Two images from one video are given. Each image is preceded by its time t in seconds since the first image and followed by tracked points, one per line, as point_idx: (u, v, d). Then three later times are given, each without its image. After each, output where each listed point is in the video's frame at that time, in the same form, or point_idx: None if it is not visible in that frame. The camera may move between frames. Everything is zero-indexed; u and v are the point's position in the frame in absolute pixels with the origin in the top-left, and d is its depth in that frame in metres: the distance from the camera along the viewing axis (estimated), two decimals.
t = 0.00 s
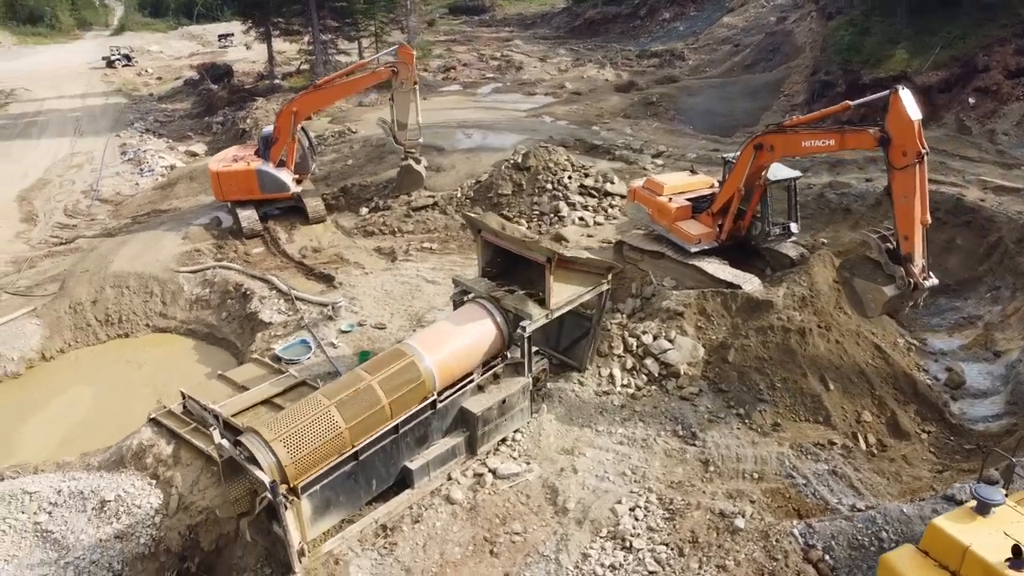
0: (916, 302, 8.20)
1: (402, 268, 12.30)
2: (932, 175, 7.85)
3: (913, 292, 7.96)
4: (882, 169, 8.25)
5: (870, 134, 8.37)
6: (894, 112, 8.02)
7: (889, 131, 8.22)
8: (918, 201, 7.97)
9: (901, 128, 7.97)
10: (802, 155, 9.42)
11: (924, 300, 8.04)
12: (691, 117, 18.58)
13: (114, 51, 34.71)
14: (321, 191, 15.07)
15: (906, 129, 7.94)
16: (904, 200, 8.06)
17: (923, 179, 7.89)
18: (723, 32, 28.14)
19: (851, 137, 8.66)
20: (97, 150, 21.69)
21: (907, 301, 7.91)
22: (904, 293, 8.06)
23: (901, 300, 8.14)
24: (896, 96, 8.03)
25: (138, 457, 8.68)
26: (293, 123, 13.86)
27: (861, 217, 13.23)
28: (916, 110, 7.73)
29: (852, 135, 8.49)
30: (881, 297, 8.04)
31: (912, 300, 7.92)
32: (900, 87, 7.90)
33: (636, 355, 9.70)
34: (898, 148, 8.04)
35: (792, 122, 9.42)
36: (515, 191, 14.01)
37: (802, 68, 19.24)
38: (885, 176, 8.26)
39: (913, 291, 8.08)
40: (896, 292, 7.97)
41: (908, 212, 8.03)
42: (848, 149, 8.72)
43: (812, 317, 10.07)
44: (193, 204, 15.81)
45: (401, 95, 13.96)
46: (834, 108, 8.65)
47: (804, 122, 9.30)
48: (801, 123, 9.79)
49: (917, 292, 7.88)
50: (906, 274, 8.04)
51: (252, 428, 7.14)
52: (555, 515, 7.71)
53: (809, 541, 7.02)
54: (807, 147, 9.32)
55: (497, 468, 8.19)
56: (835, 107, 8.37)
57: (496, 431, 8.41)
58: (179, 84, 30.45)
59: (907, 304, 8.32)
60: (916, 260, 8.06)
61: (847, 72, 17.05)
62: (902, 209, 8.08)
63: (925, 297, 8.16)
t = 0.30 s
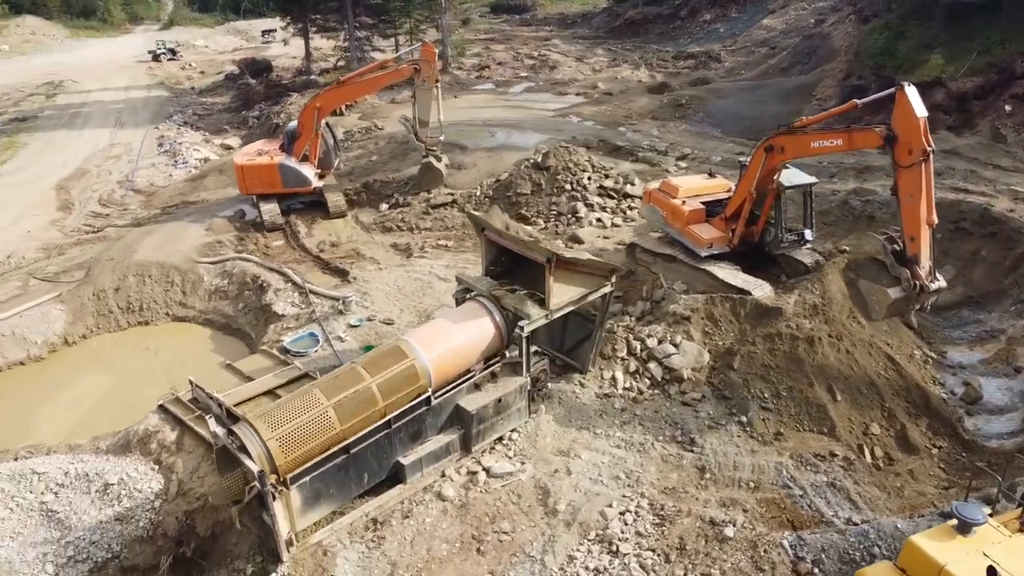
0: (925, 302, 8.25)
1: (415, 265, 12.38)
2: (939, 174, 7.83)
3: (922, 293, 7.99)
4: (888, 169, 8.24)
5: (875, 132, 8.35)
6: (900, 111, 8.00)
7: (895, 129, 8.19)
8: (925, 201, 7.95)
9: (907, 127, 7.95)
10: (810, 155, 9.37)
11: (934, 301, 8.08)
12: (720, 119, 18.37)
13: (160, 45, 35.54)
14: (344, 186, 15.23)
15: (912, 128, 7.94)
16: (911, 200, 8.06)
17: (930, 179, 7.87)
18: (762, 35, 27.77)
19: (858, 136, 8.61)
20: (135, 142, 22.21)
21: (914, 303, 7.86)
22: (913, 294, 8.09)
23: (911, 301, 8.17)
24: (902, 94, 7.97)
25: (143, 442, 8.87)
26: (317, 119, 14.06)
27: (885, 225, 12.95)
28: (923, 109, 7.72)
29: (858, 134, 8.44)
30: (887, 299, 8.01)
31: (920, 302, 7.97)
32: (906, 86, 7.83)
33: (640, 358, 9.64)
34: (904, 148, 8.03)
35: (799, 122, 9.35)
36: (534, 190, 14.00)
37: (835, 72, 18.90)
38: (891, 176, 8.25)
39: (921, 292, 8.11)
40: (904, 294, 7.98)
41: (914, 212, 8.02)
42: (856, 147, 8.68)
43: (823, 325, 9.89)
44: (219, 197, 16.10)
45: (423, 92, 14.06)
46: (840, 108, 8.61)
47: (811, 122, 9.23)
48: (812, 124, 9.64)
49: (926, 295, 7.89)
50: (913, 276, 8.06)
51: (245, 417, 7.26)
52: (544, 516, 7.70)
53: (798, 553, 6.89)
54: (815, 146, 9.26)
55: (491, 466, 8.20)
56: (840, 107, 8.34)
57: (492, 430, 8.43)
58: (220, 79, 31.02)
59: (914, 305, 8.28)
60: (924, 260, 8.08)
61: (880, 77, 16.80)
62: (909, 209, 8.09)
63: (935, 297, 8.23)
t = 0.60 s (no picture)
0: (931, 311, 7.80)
1: (430, 261, 12.46)
2: (943, 172, 7.53)
3: (924, 298, 7.53)
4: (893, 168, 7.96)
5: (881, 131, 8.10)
6: (903, 107, 7.77)
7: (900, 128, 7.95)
8: (929, 200, 7.63)
9: (911, 123, 7.70)
10: (819, 156, 9.12)
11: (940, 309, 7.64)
12: (750, 122, 18.13)
13: (206, 40, 36.29)
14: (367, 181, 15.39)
15: (916, 125, 7.68)
16: (915, 199, 7.74)
17: (933, 177, 7.58)
18: (803, 37, 27.32)
19: (865, 135, 8.37)
20: (174, 134, 22.72)
21: (916, 307, 7.51)
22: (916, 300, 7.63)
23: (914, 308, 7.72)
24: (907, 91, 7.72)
25: (150, 427, 9.10)
26: (341, 115, 14.22)
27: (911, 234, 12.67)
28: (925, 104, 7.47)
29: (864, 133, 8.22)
30: (887, 301, 7.59)
31: (922, 307, 7.53)
32: (909, 82, 7.59)
33: (644, 362, 9.57)
34: (908, 145, 7.77)
35: (809, 122, 9.15)
36: (554, 190, 13.98)
37: (872, 76, 18.52)
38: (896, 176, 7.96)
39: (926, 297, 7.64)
40: (904, 298, 7.58)
41: (917, 212, 7.70)
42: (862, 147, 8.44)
43: (833, 335, 9.70)
44: (247, 190, 16.40)
45: (445, 90, 14.12)
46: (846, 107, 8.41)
47: (820, 122, 9.04)
48: (823, 123, 9.45)
49: (928, 298, 7.46)
50: (915, 278, 7.61)
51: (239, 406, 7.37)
52: (533, 516, 7.70)
53: (786, 564, 6.78)
54: (824, 147, 9.02)
55: (485, 464, 8.22)
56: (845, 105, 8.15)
57: (488, 428, 8.45)
58: (261, 73, 31.58)
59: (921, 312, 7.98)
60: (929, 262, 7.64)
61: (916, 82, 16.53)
62: (913, 209, 7.76)
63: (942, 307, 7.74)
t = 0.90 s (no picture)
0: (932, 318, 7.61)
1: (446, 258, 12.52)
2: (943, 172, 7.37)
3: (922, 302, 7.33)
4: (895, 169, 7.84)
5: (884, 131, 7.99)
6: (904, 106, 7.67)
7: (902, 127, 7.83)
8: (929, 201, 7.48)
9: (912, 122, 7.59)
10: (826, 158, 8.98)
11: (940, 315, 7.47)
12: (783, 126, 17.84)
13: (253, 35, 36.98)
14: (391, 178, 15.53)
15: (917, 124, 7.57)
16: (915, 200, 7.60)
17: (932, 176, 7.43)
18: (847, 41, 26.78)
19: (869, 135, 8.27)
20: (213, 126, 23.19)
21: (914, 311, 7.33)
22: (914, 305, 7.43)
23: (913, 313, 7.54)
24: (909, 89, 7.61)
25: (158, 413, 9.33)
26: (366, 111, 14.38)
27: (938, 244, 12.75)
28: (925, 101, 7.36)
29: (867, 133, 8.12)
30: (882, 302, 7.45)
31: (920, 312, 7.34)
32: (911, 79, 7.47)
33: (647, 366, 9.49)
34: (908, 144, 7.66)
35: (817, 124, 9.05)
36: (574, 191, 13.95)
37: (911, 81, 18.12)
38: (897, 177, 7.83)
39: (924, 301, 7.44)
40: (901, 301, 7.41)
41: (917, 213, 7.54)
42: (867, 148, 8.33)
43: (844, 345, 9.51)
44: (276, 183, 16.67)
45: (469, 88, 14.18)
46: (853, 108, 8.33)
47: (827, 124, 8.93)
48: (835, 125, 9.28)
49: (925, 302, 7.28)
50: (913, 281, 7.44)
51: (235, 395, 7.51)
52: (522, 516, 7.69)
53: None
54: (830, 149, 8.88)
55: (478, 462, 8.24)
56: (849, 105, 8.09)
57: (484, 426, 8.47)
58: (303, 68, 32.07)
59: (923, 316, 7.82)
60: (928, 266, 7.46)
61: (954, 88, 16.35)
62: (913, 210, 7.62)
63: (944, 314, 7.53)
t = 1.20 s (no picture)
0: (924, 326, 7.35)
1: (461, 256, 12.58)
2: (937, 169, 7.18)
3: (911, 305, 7.08)
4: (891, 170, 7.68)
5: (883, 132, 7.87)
6: (900, 104, 7.56)
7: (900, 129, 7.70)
8: (922, 201, 7.28)
9: (907, 121, 7.47)
10: (831, 161, 8.80)
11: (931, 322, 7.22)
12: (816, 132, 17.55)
13: (299, 31, 37.59)
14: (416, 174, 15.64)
15: (913, 123, 7.44)
16: (909, 199, 7.41)
17: (925, 175, 7.25)
18: (893, 46, 26.16)
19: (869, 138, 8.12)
20: (252, 120, 23.64)
21: (902, 314, 7.07)
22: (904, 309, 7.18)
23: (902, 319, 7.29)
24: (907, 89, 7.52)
25: (168, 399, 9.57)
26: (391, 108, 14.51)
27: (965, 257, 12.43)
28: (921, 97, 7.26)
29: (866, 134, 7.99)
30: (870, 305, 7.26)
31: (909, 315, 7.09)
32: (908, 77, 7.39)
33: (650, 370, 9.40)
34: (904, 142, 7.52)
35: (824, 127, 8.91)
36: (595, 192, 13.89)
37: (951, 88, 17.65)
38: (893, 178, 7.67)
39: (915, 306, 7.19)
40: (890, 303, 7.18)
41: (910, 214, 7.34)
42: (867, 150, 8.18)
43: (853, 356, 9.30)
44: (305, 177, 16.92)
45: (493, 87, 14.22)
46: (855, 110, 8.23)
47: (833, 127, 8.80)
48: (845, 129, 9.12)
49: (913, 305, 7.05)
50: (903, 285, 7.22)
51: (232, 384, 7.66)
52: (511, 516, 7.69)
53: None
54: (834, 152, 8.73)
55: (472, 460, 8.27)
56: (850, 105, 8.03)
57: (480, 424, 8.50)
58: (346, 64, 32.48)
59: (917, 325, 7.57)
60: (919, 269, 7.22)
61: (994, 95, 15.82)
62: (906, 210, 7.42)
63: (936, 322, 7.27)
